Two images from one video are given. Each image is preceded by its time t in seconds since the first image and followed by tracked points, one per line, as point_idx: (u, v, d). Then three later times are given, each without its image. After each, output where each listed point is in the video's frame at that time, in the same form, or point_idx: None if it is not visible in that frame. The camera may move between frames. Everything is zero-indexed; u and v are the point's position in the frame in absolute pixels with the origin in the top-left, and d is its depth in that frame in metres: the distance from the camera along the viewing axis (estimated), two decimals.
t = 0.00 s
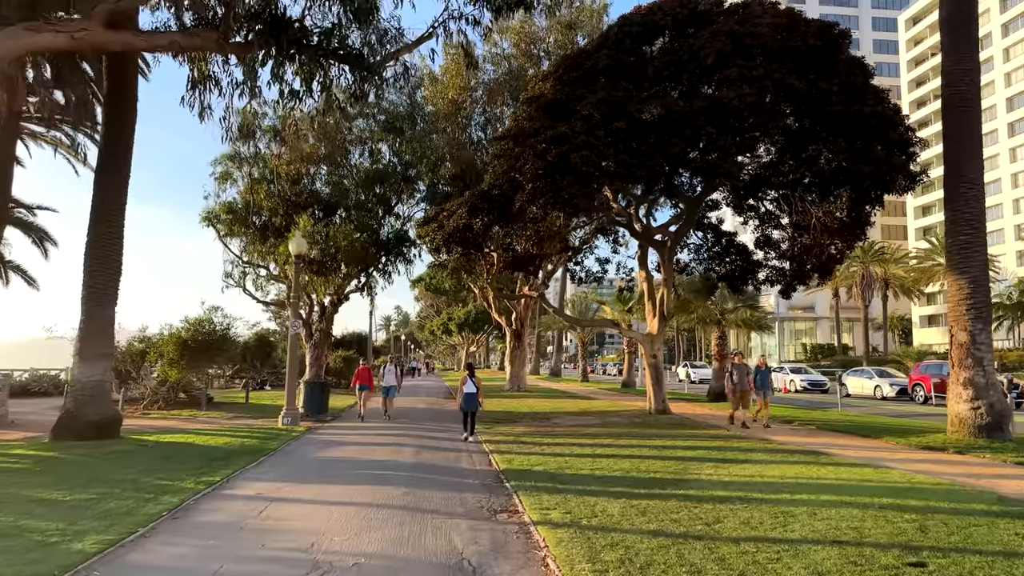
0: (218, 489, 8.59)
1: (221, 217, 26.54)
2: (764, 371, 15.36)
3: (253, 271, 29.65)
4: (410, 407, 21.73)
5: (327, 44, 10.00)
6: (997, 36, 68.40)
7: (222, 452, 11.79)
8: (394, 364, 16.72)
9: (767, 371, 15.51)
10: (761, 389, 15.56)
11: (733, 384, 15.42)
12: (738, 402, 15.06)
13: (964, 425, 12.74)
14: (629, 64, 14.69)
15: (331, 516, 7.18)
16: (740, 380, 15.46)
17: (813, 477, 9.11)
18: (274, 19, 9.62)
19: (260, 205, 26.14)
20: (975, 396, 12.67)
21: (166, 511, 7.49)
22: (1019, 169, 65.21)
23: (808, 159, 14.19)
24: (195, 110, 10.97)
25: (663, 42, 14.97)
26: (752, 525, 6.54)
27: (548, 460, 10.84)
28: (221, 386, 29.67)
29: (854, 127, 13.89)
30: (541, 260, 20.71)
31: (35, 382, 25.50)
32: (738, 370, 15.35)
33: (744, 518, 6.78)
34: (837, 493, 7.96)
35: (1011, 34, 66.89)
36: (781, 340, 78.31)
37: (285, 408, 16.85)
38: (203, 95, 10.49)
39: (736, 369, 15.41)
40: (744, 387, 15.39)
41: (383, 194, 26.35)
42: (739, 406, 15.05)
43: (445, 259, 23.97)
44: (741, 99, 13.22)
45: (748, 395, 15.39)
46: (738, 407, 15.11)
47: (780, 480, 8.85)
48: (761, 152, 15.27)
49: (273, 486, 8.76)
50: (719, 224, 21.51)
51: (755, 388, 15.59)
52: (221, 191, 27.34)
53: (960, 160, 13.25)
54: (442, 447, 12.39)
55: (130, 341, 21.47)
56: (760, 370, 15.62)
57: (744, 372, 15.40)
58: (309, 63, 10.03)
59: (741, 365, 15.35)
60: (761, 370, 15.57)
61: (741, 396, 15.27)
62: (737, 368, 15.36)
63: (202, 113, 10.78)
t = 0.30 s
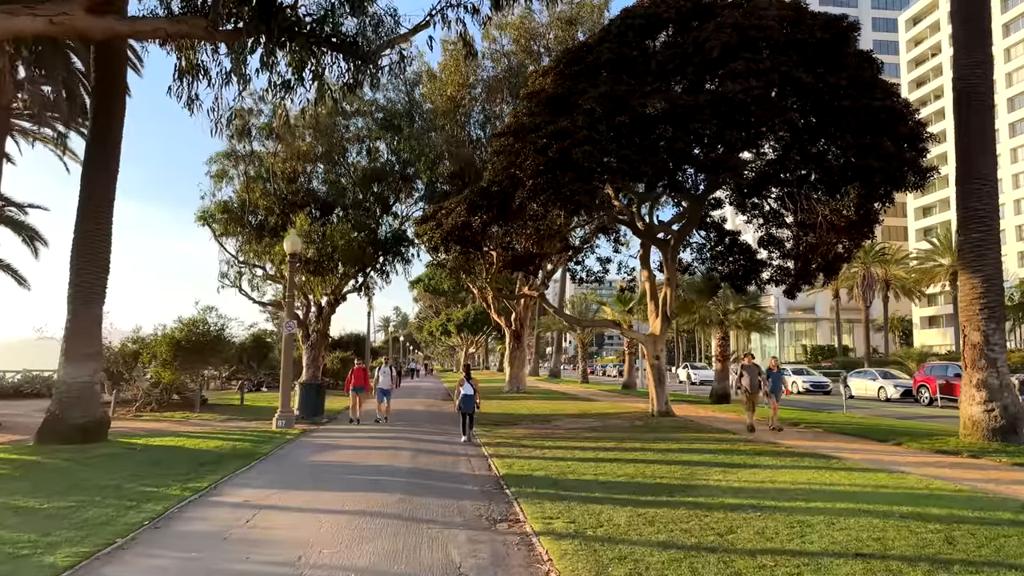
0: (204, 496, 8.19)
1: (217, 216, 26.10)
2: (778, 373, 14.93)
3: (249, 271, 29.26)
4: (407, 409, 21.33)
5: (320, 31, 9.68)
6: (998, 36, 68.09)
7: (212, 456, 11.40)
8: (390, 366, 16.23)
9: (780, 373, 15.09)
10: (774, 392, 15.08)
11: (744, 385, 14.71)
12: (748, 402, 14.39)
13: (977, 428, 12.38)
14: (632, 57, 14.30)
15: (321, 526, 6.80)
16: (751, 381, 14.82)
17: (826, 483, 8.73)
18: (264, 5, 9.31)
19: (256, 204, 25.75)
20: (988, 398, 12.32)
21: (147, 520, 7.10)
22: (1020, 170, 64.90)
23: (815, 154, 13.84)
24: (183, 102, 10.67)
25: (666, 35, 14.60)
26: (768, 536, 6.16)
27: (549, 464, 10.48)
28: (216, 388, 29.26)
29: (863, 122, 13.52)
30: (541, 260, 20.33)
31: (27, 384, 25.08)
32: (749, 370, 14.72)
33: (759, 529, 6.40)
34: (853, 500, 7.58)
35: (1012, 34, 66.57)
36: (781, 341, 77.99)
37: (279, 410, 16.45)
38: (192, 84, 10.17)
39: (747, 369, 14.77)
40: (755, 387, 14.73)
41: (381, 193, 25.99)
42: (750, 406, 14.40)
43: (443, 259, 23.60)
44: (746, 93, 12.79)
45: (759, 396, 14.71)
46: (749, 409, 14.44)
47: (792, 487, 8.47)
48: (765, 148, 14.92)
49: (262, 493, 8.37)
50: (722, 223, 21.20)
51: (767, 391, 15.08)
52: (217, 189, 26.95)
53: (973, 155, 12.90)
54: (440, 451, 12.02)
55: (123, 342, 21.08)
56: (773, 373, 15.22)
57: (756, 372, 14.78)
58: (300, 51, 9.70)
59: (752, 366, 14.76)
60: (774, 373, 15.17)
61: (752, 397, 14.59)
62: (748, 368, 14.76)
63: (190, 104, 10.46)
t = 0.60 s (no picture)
0: (191, 504, 7.82)
1: (213, 216, 25.72)
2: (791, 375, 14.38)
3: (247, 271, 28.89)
4: (407, 412, 20.94)
5: (315, 15, 9.49)
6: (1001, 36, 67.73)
7: (203, 461, 11.01)
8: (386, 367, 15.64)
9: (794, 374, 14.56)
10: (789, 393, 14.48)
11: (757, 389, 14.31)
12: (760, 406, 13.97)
13: (994, 432, 11.97)
14: (636, 50, 13.90)
15: (313, 537, 6.42)
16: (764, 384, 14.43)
17: (843, 489, 8.33)
18: None
19: (253, 203, 25.36)
20: (1005, 401, 11.92)
21: (129, 529, 6.73)
22: None
23: (825, 150, 13.45)
24: (172, 93, 10.35)
25: (672, 29, 14.22)
26: (787, 550, 5.78)
27: (553, 469, 10.08)
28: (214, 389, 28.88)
29: (874, 116, 13.14)
30: (543, 260, 19.93)
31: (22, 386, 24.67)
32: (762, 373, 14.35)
33: (776, 541, 6.01)
34: (875, 509, 7.18)
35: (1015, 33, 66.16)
36: (783, 343, 77.62)
37: (274, 413, 16.06)
38: (179, 76, 9.84)
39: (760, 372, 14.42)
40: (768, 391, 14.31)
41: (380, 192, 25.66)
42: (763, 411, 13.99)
43: (443, 258, 23.24)
44: (755, 86, 12.38)
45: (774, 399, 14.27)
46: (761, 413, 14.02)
47: (808, 494, 8.08)
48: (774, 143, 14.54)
49: (253, 501, 7.99)
50: (727, 221, 20.94)
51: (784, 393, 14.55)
52: (214, 188, 26.58)
53: (988, 150, 12.53)
54: (439, 455, 11.63)
55: (117, 342, 20.68)
56: (787, 373, 14.70)
57: (769, 375, 14.39)
58: (293, 40, 9.49)
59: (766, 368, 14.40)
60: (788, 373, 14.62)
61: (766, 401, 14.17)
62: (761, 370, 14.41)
63: (178, 95, 10.14)
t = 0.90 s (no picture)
0: (179, 514, 7.45)
1: (212, 215, 25.38)
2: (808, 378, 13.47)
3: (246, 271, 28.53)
4: (408, 414, 20.56)
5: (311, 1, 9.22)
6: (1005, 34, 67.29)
7: (196, 466, 10.64)
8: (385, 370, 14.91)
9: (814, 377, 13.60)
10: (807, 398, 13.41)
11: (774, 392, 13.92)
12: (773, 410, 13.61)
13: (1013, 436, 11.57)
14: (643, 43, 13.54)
15: (305, 551, 6.03)
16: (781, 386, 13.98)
17: (862, 497, 7.95)
18: None
19: (252, 202, 24.99)
20: None
21: (111, 541, 6.37)
22: None
23: (838, 145, 13.04)
24: (164, 83, 10.10)
25: (679, 21, 13.85)
26: (811, 565, 5.40)
27: (558, 475, 9.70)
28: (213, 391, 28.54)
29: (888, 109, 12.75)
30: (547, 259, 19.56)
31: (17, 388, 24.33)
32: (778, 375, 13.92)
33: (798, 555, 5.64)
34: (899, 520, 6.80)
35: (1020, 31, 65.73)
36: (787, 344, 77.16)
37: (272, 415, 15.69)
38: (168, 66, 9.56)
39: (777, 374, 14.02)
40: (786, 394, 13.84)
41: (381, 190, 25.29)
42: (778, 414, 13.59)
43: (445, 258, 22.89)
44: (766, 78, 11.99)
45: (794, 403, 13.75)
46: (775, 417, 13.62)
47: (828, 502, 7.69)
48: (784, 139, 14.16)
49: (244, 511, 7.63)
50: (733, 220, 20.57)
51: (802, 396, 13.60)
52: (213, 187, 26.24)
53: (1008, 144, 12.12)
54: (440, 460, 11.24)
55: (115, 343, 20.40)
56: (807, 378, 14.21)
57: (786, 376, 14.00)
58: (287, 26, 9.26)
59: (783, 370, 13.99)
60: (807, 376, 13.59)
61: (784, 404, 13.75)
62: (778, 372, 14.00)
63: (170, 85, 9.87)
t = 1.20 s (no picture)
0: (164, 520, 7.08)
1: (210, 213, 25.02)
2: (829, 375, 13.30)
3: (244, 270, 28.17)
4: (408, 414, 20.21)
5: None
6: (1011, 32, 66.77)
7: (188, 469, 10.27)
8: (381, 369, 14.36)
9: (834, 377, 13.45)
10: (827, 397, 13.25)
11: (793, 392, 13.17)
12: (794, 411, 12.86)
13: None
14: (649, 34, 13.17)
15: (294, 560, 5.66)
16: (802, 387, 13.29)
17: (881, 502, 7.58)
18: None
19: (251, 200, 24.61)
20: None
21: (90, 548, 6.00)
22: None
23: (849, 138, 12.68)
24: (151, 70, 9.72)
25: (686, 12, 13.50)
26: None
27: (562, 477, 9.34)
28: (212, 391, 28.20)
29: (901, 101, 12.38)
30: (549, 257, 19.19)
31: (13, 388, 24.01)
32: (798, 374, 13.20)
33: (820, 565, 5.27)
34: (924, 526, 6.43)
35: None
36: (790, 344, 76.72)
37: (268, 416, 15.33)
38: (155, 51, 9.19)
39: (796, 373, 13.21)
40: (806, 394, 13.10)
41: (382, 188, 24.93)
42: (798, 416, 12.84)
43: (445, 256, 22.54)
44: (777, 67, 11.61)
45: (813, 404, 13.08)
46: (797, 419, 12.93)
47: (845, 507, 7.33)
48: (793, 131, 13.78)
49: (232, 516, 7.26)
50: (740, 217, 20.22)
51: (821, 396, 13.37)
52: (211, 185, 25.88)
53: None
54: (439, 462, 10.89)
55: (111, 343, 20.08)
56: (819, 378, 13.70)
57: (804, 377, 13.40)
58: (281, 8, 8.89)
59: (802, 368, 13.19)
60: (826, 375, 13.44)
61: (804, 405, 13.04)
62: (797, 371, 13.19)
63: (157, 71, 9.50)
